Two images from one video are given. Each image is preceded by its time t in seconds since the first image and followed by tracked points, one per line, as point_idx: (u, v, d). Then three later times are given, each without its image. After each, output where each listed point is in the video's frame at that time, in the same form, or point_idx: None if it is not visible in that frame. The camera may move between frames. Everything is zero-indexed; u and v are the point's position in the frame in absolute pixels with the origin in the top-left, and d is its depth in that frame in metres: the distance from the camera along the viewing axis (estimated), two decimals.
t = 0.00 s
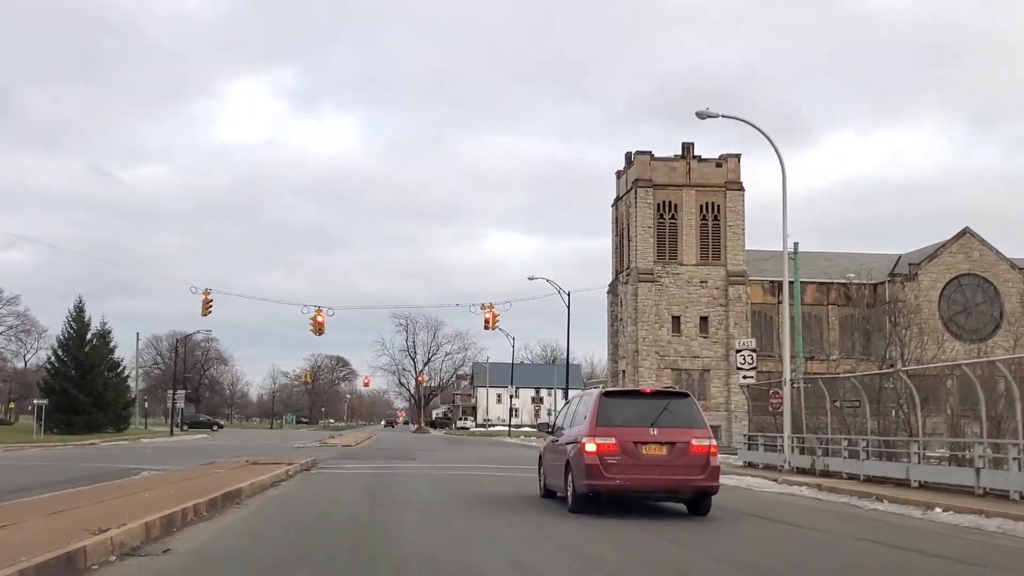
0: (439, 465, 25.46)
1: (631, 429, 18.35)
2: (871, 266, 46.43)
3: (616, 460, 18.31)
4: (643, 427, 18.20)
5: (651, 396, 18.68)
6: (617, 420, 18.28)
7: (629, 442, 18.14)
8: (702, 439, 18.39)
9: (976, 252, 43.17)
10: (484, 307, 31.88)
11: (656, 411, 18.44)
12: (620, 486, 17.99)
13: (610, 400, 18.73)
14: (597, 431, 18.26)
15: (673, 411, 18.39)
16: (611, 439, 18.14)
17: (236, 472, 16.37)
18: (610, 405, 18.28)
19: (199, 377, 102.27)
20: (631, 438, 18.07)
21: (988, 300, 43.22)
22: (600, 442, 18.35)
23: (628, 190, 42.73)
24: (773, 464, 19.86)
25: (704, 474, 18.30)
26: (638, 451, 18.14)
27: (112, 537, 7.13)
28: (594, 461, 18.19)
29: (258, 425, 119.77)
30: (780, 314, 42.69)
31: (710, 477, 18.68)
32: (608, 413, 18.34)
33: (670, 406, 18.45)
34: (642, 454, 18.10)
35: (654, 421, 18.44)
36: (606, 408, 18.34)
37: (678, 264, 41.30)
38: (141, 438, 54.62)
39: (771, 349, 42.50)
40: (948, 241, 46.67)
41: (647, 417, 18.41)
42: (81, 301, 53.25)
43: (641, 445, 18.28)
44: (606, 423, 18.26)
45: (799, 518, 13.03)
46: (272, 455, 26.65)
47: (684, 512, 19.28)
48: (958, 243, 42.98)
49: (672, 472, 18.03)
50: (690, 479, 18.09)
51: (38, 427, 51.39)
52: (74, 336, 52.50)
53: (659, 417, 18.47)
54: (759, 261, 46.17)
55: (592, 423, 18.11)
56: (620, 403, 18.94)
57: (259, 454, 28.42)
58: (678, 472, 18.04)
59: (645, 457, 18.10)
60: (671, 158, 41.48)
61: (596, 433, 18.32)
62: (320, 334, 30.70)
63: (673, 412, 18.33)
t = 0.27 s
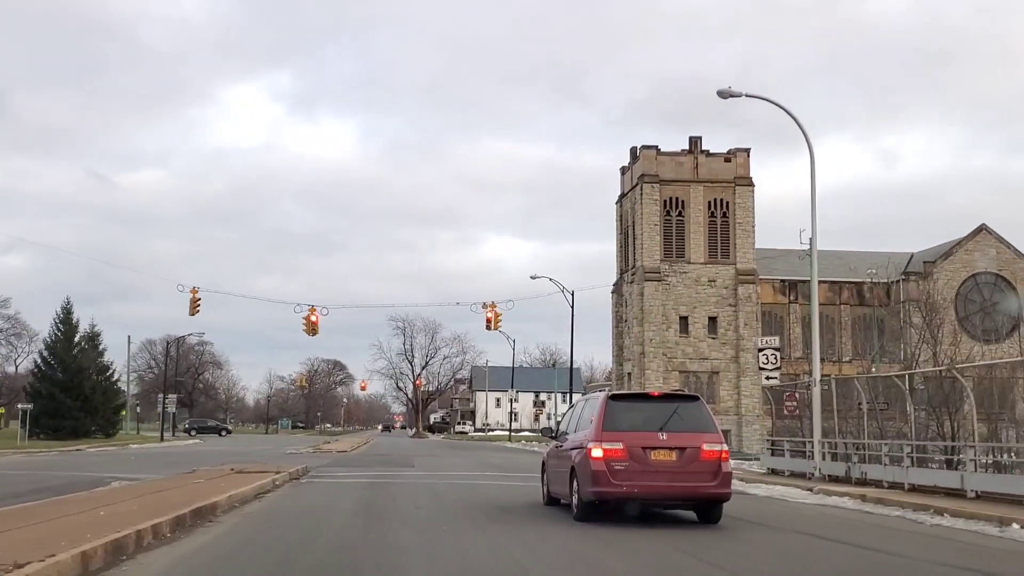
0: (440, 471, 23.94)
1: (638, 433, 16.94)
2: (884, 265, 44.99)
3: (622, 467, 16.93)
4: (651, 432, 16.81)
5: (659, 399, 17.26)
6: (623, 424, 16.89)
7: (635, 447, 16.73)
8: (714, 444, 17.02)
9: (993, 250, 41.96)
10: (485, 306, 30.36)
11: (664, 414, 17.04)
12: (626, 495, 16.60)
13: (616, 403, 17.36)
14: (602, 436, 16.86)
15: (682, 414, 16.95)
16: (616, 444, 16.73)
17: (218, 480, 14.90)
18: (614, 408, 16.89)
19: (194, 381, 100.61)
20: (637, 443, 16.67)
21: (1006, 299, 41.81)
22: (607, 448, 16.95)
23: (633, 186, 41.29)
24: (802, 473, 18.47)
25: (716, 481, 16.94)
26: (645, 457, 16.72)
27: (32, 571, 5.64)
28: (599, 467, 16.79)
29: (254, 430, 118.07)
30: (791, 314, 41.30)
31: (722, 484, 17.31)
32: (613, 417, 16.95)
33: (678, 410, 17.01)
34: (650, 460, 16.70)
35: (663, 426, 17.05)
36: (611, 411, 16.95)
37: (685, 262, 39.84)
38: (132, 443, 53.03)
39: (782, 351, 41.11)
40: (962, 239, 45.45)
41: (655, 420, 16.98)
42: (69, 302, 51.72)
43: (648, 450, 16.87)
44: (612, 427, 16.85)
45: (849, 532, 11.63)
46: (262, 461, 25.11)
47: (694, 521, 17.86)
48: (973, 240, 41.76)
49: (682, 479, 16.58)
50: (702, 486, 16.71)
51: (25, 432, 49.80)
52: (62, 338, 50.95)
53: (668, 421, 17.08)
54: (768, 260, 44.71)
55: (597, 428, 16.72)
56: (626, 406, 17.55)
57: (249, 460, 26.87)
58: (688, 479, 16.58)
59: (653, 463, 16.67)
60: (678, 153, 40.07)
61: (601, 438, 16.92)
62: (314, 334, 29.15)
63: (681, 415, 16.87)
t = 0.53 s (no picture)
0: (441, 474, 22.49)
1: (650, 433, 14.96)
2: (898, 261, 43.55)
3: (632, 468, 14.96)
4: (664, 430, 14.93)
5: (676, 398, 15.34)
6: (633, 423, 14.93)
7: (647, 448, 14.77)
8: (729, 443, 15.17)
9: (1012, 246, 40.57)
10: (488, 302, 28.92)
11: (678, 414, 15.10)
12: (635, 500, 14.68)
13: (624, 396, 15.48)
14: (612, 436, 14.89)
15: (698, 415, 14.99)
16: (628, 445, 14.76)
17: (205, 488, 13.51)
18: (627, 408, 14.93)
19: (189, 382, 99.16)
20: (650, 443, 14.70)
21: None
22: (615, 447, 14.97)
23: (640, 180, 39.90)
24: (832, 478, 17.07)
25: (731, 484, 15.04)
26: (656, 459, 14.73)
27: None
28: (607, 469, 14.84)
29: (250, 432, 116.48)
30: (803, 312, 39.93)
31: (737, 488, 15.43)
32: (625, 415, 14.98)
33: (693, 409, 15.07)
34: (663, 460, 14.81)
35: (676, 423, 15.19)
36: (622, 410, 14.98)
37: (695, 258, 38.42)
38: (122, 445, 51.58)
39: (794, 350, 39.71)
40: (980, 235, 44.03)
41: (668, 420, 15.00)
42: (58, 300, 50.32)
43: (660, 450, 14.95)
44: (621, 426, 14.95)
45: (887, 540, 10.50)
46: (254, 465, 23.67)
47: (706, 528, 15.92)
48: (991, 235, 40.43)
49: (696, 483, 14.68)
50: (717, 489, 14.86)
51: (11, 434, 48.35)
52: (50, 337, 49.55)
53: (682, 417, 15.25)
54: (780, 256, 43.29)
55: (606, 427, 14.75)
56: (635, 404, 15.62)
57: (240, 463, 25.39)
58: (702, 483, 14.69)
59: (665, 466, 14.70)
60: (687, 145, 38.70)
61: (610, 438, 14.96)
62: (309, 331, 27.68)
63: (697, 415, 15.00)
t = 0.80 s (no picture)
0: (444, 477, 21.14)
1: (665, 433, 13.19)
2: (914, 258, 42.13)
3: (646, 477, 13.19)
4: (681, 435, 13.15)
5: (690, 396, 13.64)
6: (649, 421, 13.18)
7: (663, 449, 12.99)
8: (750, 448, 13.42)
9: None
10: (492, 296, 27.50)
11: (695, 411, 13.39)
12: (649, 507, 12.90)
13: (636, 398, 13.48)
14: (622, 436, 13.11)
15: (717, 412, 13.30)
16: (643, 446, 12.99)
17: (187, 492, 12.18)
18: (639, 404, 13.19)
19: (185, 382, 97.78)
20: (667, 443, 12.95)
21: None
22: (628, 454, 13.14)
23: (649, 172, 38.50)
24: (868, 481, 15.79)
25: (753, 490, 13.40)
26: (674, 461, 12.96)
27: None
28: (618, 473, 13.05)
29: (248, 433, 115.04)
30: (818, 309, 38.62)
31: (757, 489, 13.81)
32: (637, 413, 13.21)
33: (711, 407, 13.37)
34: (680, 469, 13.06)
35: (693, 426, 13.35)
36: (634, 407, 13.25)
37: (705, 252, 37.00)
38: (113, 446, 50.23)
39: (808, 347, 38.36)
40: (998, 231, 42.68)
41: (686, 418, 13.26)
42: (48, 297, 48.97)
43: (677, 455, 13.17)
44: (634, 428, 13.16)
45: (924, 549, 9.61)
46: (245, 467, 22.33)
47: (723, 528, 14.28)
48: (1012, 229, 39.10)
49: (717, 488, 12.93)
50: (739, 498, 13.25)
51: None
52: (39, 335, 48.21)
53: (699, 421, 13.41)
54: (792, 251, 41.89)
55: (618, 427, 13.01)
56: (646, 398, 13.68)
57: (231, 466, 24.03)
58: (725, 488, 12.95)
59: (683, 469, 12.94)
60: (698, 135, 37.28)
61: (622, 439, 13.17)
62: (305, 326, 26.29)
63: (716, 414, 13.31)
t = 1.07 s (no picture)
0: (448, 480, 19.82)
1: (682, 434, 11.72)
2: (930, 254, 40.75)
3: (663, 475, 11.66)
4: (700, 429, 11.74)
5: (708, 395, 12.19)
6: (665, 415, 11.80)
7: (680, 452, 11.52)
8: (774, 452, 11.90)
9: None
10: (497, 290, 26.12)
11: (713, 411, 11.94)
12: (662, 518, 11.42)
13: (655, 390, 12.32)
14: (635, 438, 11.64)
15: (738, 411, 11.84)
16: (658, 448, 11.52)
17: (161, 500, 10.84)
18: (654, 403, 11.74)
19: (182, 382, 96.41)
20: (684, 445, 11.49)
21: None
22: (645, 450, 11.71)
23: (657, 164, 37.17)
24: (911, 487, 14.45)
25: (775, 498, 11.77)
26: (692, 465, 11.48)
27: None
28: (629, 478, 11.56)
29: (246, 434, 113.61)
30: (832, 306, 37.37)
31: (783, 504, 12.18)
32: (651, 412, 11.75)
33: (731, 406, 11.92)
34: (699, 465, 11.57)
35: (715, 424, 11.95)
36: (648, 406, 11.79)
37: (716, 246, 35.68)
38: (104, 446, 48.90)
39: (822, 346, 37.08)
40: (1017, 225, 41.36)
41: (705, 418, 11.79)
42: (37, 293, 47.64)
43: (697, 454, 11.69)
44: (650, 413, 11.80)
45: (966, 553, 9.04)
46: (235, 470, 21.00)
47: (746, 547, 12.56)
48: None
49: (740, 495, 11.44)
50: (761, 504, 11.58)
51: None
52: (28, 332, 46.92)
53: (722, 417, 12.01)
54: (804, 246, 40.54)
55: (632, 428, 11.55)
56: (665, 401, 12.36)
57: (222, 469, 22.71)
58: (749, 495, 11.46)
59: (702, 475, 11.46)
60: (708, 126, 35.93)
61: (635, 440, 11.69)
62: (300, 322, 24.93)
63: (737, 415, 11.87)
